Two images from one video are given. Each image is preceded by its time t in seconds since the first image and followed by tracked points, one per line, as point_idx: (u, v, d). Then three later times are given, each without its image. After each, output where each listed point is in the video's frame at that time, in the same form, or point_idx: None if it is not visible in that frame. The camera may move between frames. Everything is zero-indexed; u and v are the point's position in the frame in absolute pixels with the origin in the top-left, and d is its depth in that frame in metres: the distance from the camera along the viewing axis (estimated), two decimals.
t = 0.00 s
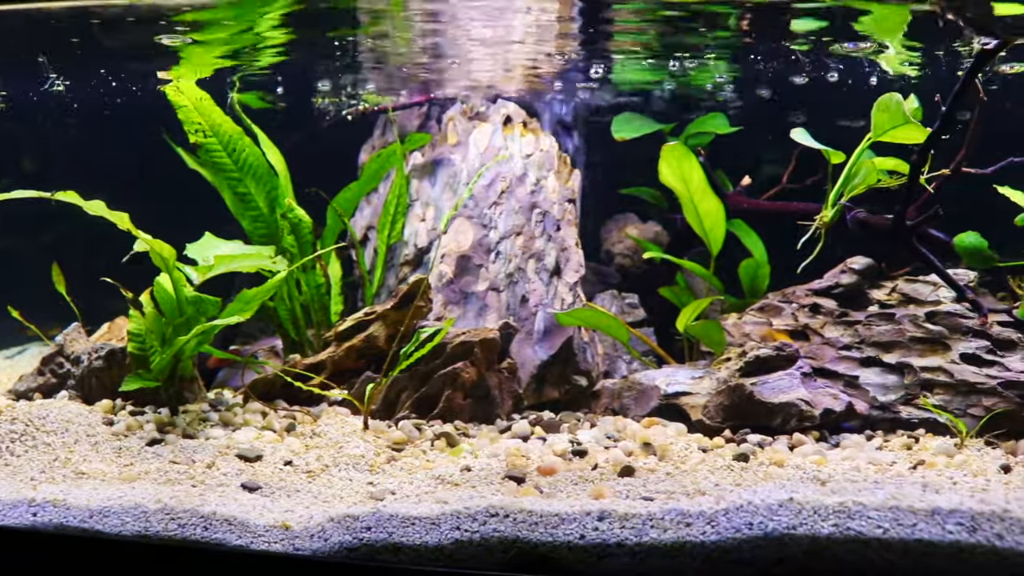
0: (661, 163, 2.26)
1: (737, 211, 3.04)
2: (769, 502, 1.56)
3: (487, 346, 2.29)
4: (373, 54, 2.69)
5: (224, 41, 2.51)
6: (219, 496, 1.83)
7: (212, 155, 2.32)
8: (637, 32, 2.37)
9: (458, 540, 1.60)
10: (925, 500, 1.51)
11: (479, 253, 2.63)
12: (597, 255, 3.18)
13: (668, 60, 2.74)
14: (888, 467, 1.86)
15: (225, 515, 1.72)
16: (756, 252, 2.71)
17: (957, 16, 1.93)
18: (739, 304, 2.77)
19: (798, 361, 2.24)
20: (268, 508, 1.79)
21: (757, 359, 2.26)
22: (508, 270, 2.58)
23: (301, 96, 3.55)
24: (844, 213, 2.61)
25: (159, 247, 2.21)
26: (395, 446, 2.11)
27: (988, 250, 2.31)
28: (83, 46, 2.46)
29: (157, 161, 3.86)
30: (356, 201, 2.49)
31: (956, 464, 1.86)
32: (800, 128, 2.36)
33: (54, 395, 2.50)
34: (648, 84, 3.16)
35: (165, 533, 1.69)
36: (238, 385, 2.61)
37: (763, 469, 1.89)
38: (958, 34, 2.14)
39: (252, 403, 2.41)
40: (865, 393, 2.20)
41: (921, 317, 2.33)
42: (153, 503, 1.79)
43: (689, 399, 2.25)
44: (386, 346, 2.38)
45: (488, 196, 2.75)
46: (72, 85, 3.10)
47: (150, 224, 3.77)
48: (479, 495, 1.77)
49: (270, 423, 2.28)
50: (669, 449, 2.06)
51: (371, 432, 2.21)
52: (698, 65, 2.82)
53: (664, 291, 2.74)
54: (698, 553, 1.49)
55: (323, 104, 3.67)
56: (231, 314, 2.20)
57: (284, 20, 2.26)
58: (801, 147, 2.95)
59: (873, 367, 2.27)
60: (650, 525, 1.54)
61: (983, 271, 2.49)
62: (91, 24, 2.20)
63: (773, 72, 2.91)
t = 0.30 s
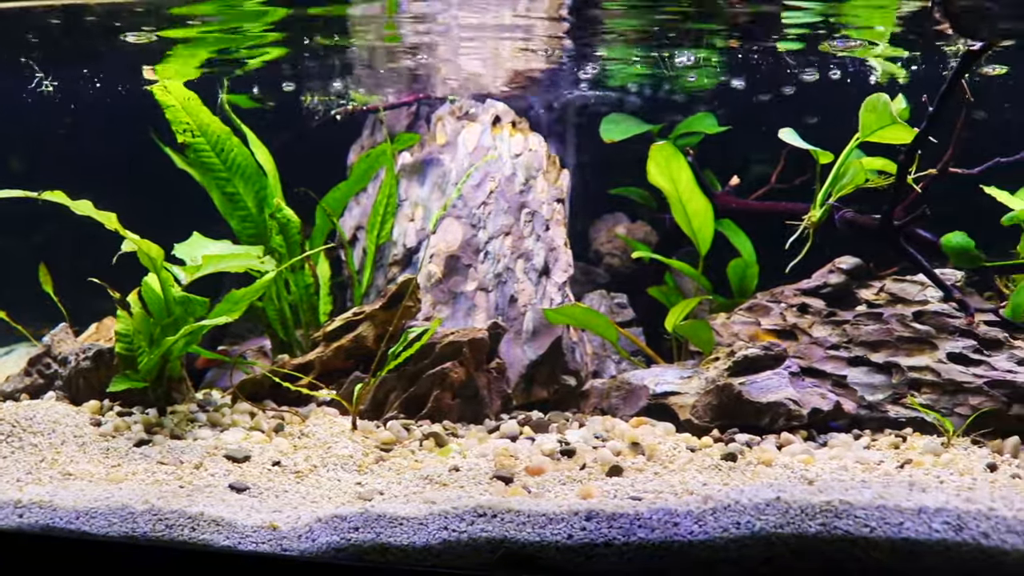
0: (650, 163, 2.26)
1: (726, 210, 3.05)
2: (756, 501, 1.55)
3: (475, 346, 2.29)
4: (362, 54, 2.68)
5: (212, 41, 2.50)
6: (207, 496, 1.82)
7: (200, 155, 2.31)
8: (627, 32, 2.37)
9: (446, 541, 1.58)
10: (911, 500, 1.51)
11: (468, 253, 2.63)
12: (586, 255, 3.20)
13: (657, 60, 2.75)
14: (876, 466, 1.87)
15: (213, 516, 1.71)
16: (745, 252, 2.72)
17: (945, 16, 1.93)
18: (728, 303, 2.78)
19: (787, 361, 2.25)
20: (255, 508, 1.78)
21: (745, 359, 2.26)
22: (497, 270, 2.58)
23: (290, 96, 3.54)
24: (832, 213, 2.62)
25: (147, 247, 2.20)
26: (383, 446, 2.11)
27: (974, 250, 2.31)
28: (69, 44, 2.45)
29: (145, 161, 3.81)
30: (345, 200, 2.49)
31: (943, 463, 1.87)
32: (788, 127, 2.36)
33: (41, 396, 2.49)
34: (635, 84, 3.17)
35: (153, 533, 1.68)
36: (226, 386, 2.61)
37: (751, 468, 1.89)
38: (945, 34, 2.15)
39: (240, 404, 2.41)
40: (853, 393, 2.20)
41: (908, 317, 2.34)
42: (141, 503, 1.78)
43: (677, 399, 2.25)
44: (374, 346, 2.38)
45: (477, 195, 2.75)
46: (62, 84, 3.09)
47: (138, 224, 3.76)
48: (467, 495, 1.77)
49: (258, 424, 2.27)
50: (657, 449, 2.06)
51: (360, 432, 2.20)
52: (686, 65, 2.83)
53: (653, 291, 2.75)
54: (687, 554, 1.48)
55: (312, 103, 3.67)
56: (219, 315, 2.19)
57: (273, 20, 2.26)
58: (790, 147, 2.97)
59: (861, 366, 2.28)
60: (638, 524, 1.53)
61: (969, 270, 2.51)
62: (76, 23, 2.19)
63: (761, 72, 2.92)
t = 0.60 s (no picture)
0: (637, 163, 2.27)
1: (714, 210, 3.08)
2: (743, 500, 1.52)
3: (463, 346, 2.29)
4: (349, 53, 2.69)
5: (197, 40, 2.50)
6: (193, 497, 1.79)
7: (187, 155, 2.31)
8: (614, 33, 2.38)
9: (433, 541, 1.56)
10: (897, 498, 1.49)
11: (456, 253, 2.64)
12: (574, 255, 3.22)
13: (645, 60, 2.76)
14: (862, 465, 1.87)
15: (198, 517, 1.68)
16: (732, 252, 2.74)
17: (929, 17, 1.94)
18: (715, 303, 2.79)
19: (773, 360, 2.25)
20: (242, 509, 1.74)
21: (731, 358, 2.26)
22: (485, 270, 2.59)
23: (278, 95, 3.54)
24: (819, 212, 2.64)
25: (134, 247, 2.19)
26: (370, 447, 2.10)
27: (960, 250, 2.33)
28: (55, 43, 2.45)
29: (132, 160, 3.81)
30: (333, 200, 2.49)
31: (929, 462, 1.87)
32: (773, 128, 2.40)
33: (27, 397, 2.48)
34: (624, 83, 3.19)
35: (139, 535, 1.64)
36: (213, 386, 2.61)
37: (737, 468, 1.89)
38: (930, 34, 2.16)
39: (227, 404, 2.40)
40: (840, 392, 2.21)
41: (895, 316, 2.35)
42: (127, 504, 1.73)
43: (664, 399, 2.25)
44: (362, 346, 2.38)
45: (465, 195, 2.76)
46: (51, 81, 3.08)
47: (125, 224, 3.76)
48: (454, 495, 1.75)
49: (245, 424, 2.27)
50: (644, 448, 2.06)
51: (347, 432, 2.20)
52: (675, 65, 2.84)
53: (641, 291, 2.79)
54: (673, 554, 1.46)
55: (300, 103, 3.67)
56: (206, 315, 2.17)
57: (259, 19, 2.26)
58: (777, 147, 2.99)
59: (848, 365, 2.28)
60: (624, 524, 1.51)
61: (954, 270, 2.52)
62: (61, 21, 2.19)
63: (748, 72, 2.94)
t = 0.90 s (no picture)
0: (626, 163, 2.27)
1: (703, 210, 3.09)
2: (732, 500, 1.50)
3: (452, 346, 2.29)
4: (338, 53, 2.69)
5: (185, 39, 2.50)
6: (182, 497, 1.77)
7: (176, 154, 2.30)
8: (603, 33, 2.39)
9: (421, 541, 1.53)
10: (884, 497, 1.49)
11: (445, 253, 2.65)
12: (564, 255, 3.23)
13: (635, 59, 2.76)
14: (850, 465, 1.88)
15: (187, 517, 1.65)
16: (722, 252, 2.76)
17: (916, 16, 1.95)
18: (705, 302, 2.80)
19: (762, 360, 2.25)
20: (231, 510, 1.72)
21: (720, 358, 2.27)
22: (474, 270, 2.60)
23: (268, 94, 3.54)
24: (807, 213, 2.65)
25: (122, 247, 2.18)
26: (360, 447, 2.10)
27: (948, 250, 2.34)
28: (42, 42, 2.44)
29: (120, 160, 3.80)
30: (322, 200, 2.49)
31: (917, 461, 1.88)
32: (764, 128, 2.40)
33: (14, 398, 2.47)
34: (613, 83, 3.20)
35: (126, 535, 1.61)
36: (203, 386, 2.62)
37: (726, 467, 1.89)
38: (917, 34, 2.17)
39: (216, 405, 2.39)
40: (828, 391, 2.21)
41: (883, 316, 2.36)
42: (114, 506, 1.70)
43: (654, 399, 2.25)
44: (351, 346, 2.38)
45: (454, 195, 2.76)
46: (41, 78, 3.06)
47: (113, 224, 3.75)
48: (442, 495, 1.74)
49: (234, 425, 2.26)
50: (633, 448, 2.06)
51: (336, 432, 2.19)
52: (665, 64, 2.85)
53: (630, 290, 2.82)
54: (662, 554, 1.45)
55: (290, 103, 3.66)
56: (195, 315, 2.15)
57: (248, 18, 2.26)
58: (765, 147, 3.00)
59: (837, 364, 2.29)
60: (613, 524, 1.49)
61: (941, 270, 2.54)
62: (47, 20, 2.18)
63: (737, 71, 2.95)
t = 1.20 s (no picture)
0: (617, 163, 2.27)
1: (695, 210, 3.09)
2: (721, 499, 1.50)
3: (443, 346, 2.29)
4: (329, 52, 2.68)
5: (175, 39, 2.49)
6: (171, 498, 1.76)
7: (166, 154, 2.30)
8: (593, 33, 2.39)
9: (411, 542, 1.52)
10: (874, 496, 1.49)
11: (436, 253, 2.65)
12: (555, 255, 3.23)
13: (627, 59, 2.77)
14: (841, 464, 1.88)
15: (177, 518, 1.64)
16: (713, 252, 2.76)
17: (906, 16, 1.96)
18: (696, 302, 2.81)
19: (753, 360, 2.25)
20: (221, 510, 1.71)
21: (711, 358, 2.26)
22: (465, 270, 2.60)
23: (259, 94, 3.54)
24: (798, 213, 2.66)
25: (112, 247, 2.18)
26: (350, 447, 2.09)
27: (937, 249, 2.35)
28: (30, 40, 2.43)
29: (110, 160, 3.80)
30: (313, 200, 2.48)
31: (907, 461, 1.88)
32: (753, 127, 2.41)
33: (4, 398, 2.46)
34: (604, 83, 3.20)
35: (116, 536, 1.60)
36: (193, 387, 2.61)
37: (716, 467, 1.89)
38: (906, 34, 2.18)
39: (207, 405, 2.39)
40: (819, 391, 2.21)
41: (873, 316, 2.37)
42: (104, 506, 1.69)
43: (644, 399, 2.26)
44: (342, 346, 2.38)
45: (445, 195, 2.77)
46: (31, 77, 3.04)
47: (102, 224, 3.75)
48: (432, 495, 1.74)
49: (225, 425, 2.26)
50: (624, 447, 2.06)
51: (327, 432, 2.19)
52: (656, 64, 2.86)
53: (621, 291, 2.82)
54: (652, 554, 1.45)
55: (281, 102, 3.66)
56: (185, 316, 2.14)
57: (239, 17, 2.26)
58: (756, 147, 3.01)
59: (827, 364, 2.29)
60: (603, 524, 1.49)
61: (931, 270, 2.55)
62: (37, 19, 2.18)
63: (728, 71, 2.95)
